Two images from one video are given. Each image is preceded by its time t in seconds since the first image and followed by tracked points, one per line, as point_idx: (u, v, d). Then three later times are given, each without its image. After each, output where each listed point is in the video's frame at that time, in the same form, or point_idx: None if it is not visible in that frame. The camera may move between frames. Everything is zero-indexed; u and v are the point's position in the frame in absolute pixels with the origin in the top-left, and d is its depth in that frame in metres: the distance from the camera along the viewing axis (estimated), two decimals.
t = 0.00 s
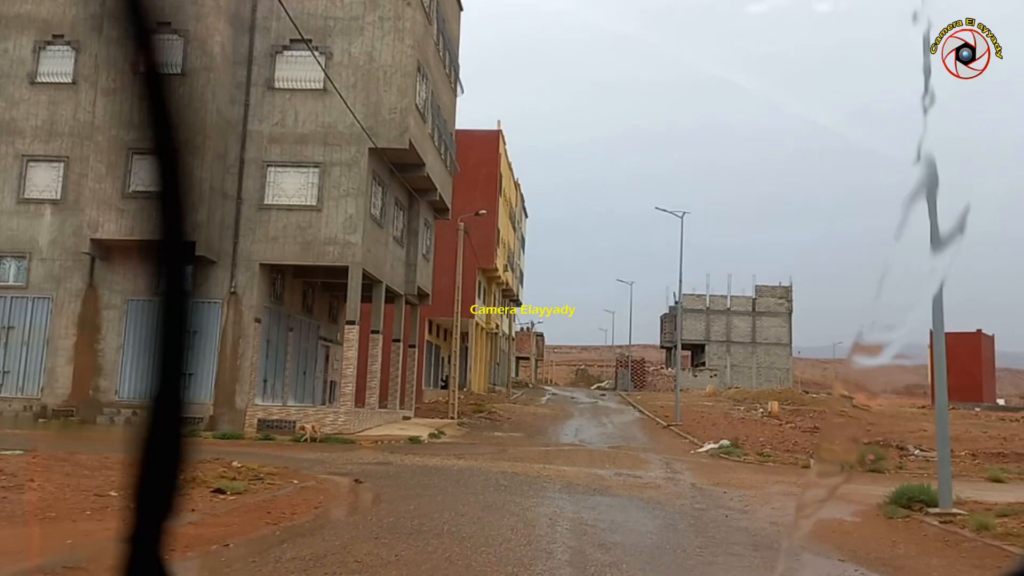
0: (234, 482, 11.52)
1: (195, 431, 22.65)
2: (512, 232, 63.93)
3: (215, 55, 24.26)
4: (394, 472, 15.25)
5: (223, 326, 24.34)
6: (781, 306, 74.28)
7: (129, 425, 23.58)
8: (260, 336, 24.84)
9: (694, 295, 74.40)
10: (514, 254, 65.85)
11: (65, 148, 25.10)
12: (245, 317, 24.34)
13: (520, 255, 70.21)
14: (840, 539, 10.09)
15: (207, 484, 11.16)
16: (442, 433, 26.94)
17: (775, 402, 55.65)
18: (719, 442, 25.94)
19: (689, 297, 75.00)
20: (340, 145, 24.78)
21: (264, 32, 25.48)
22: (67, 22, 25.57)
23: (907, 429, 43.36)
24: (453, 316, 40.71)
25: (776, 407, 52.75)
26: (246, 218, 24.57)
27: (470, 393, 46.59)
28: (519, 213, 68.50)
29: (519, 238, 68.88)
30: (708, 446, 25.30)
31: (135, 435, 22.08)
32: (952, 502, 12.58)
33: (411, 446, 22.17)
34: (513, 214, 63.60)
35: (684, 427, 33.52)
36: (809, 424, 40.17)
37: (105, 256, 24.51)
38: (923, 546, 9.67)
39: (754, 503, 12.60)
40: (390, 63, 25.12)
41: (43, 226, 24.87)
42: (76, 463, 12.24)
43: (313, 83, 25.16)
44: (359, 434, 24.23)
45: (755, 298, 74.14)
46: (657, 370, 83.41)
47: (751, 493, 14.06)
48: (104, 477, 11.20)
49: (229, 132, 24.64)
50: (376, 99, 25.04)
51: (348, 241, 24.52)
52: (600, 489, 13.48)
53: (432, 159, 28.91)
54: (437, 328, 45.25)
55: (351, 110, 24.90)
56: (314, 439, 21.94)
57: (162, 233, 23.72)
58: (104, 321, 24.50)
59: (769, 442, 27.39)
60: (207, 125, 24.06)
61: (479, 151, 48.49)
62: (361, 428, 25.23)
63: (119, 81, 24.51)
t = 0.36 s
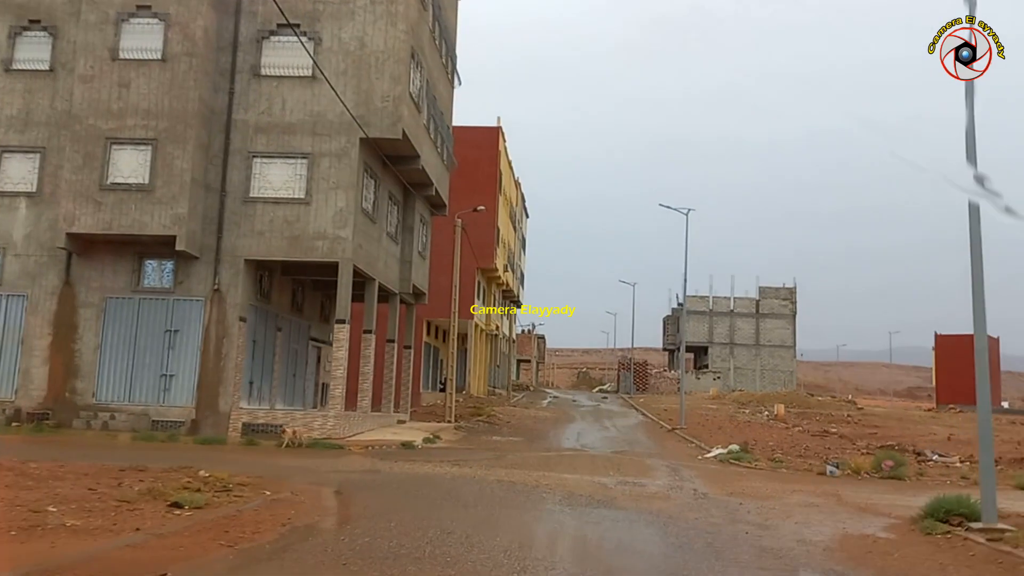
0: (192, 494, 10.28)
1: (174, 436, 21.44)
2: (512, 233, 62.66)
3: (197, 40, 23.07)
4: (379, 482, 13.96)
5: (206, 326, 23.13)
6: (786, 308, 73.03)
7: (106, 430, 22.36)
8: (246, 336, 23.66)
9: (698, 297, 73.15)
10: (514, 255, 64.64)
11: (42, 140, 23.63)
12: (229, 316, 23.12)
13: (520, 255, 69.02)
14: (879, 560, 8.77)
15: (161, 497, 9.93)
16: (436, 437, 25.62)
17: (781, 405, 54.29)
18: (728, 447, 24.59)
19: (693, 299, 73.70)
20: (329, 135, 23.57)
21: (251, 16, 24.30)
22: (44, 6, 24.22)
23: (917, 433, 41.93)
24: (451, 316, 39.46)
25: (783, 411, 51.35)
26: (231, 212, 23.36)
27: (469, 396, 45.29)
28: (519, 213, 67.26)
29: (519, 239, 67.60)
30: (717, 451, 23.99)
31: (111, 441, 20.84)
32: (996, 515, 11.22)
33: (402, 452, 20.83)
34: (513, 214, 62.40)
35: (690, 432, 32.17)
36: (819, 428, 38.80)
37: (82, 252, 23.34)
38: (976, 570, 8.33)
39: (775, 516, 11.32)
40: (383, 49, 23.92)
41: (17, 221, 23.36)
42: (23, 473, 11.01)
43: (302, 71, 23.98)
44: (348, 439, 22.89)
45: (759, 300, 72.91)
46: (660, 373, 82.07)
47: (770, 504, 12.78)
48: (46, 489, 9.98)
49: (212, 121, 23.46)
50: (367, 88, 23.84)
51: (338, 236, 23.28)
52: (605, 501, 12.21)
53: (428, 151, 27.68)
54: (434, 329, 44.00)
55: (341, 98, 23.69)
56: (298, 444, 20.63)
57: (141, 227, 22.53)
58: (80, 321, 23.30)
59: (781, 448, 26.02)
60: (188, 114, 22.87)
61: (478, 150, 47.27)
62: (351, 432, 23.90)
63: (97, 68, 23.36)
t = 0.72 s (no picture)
0: (154, 502, 9.32)
1: (155, 438, 20.50)
2: (512, 231, 61.57)
3: (182, 24, 22.11)
4: (365, 487, 13.00)
5: (190, 323, 22.17)
6: (789, 309, 72.10)
7: (85, 433, 21.46)
8: (232, 334, 22.72)
9: (700, 297, 72.20)
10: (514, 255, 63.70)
11: (22, 130, 22.30)
12: (215, 313, 22.15)
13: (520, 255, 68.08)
14: None
15: (118, 505, 8.97)
16: (431, 439, 24.63)
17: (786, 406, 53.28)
18: (735, 449, 23.60)
19: (695, 299, 72.76)
20: (320, 124, 22.62)
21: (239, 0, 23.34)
22: None
23: (927, 435, 40.91)
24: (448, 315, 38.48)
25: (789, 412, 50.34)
26: (217, 204, 22.39)
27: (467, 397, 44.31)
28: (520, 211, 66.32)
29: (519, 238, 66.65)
30: (724, 454, 23.00)
31: (89, 443, 19.88)
32: None
33: (395, 455, 19.85)
34: (514, 213, 61.46)
35: (695, 434, 31.18)
36: (827, 430, 37.79)
37: (63, 246, 22.40)
38: None
39: (796, 527, 10.32)
40: (376, 35, 22.97)
41: None
42: None
43: (292, 58, 23.05)
44: (340, 441, 21.90)
45: (763, 300, 71.97)
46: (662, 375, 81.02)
47: (787, 512, 11.81)
48: None
49: (198, 110, 22.50)
50: (360, 75, 22.89)
51: (329, 229, 22.31)
52: (609, 510, 11.21)
53: (424, 143, 26.71)
54: (432, 329, 43.03)
55: (332, 86, 22.74)
56: (286, 447, 19.64)
57: (122, 219, 21.58)
58: (59, 318, 22.31)
59: (790, 450, 25.04)
60: (173, 101, 21.92)
61: (478, 146, 46.30)
62: (343, 435, 22.92)
63: (78, 54, 22.45)
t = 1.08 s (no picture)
0: (105, 513, 8.35)
1: (135, 440, 19.54)
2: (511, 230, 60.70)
3: (166, 7, 21.16)
4: (348, 494, 12.02)
5: (174, 319, 21.22)
6: (791, 308, 71.17)
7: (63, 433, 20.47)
8: (218, 330, 21.77)
9: (702, 296, 71.25)
10: (513, 253, 62.74)
11: None
12: (199, 308, 21.19)
13: (520, 253, 67.12)
14: None
15: (63, 517, 8.00)
16: (425, 441, 23.66)
17: (790, 406, 52.29)
18: (741, 452, 22.65)
19: (697, 298, 71.83)
20: (310, 112, 21.68)
21: None
22: None
23: (935, 436, 39.97)
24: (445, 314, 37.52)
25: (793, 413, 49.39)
26: (202, 195, 21.44)
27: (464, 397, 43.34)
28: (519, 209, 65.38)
29: (518, 236, 65.68)
30: (730, 456, 22.04)
31: (65, 445, 18.91)
32: None
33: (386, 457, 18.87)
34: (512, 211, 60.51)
35: (699, 435, 30.22)
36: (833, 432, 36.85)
37: (41, 238, 21.43)
38: None
39: (819, 540, 9.36)
40: (368, 20, 22.04)
41: None
42: None
43: (280, 43, 22.11)
44: (328, 443, 20.91)
45: (765, 299, 71.05)
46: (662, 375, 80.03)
47: (806, 523, 10.82)
48: None
49: (183, 97, 21.56)
50: (352, 61, 21.97)
51: (318, 221, 21.36)
52: (612, 521, 10.24)
53: (419, 134, 25.78)
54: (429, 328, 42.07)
55: (323, 72, 21.82)
56: (271, 450, 18.65)
57: (102, 210, 20.61)
58: (37, 314, 21.35)
59: (798, 453, 24.09)
60: (155, 87, 20.97)
61: (476, 140, 45.29)
62: (332, 436, 21.94)
63: (57, 38, 21.47)
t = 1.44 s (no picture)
0: (35, 528, 7.27)
1: (110, 441, 18.47)
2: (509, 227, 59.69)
3: None
4: (327, 501, 10.97)
5: (152, 314, 20.15)
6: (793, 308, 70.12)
7: (34, 433, 19.32)
8: (199, 326, 20.70)
9: (704, 295, 70.23)
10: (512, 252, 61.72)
11: None
12: (179, 303, 20.10)
13: (519, 252, 66.10)
14: None
15: None
16: (418, 443, 22.57)
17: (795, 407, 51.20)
18: (748, 455, 21.58)
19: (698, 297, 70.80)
20: (296, 97, 20.61)
21: None
22: None
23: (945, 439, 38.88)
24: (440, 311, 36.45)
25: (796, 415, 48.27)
26: (182, 184, 20.37)
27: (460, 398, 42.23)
28: (519, 207, 64.38)
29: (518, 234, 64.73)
30: (737, 460, 20.95)
31: (35, 446, 17.84)
32: None
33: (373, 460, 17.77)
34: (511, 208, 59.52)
35: (702, 437, 29.14)
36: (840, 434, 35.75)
37: (13, 229, 20.38)
38: None
39: (850, 559, 8.30)
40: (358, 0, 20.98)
41: None
42: None
43: (266, 25, 21.04)
44: (313, 445, 19.82)
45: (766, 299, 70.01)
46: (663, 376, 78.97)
47: (832, 536, 9.78)
48: None
49: (162, 81, 20.48)
50: (340, 44, 20.93)
51: (305, 212, 20.30)
52: (616, 535, 9.17)
53: (412, 121, 24.72)
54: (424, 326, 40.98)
55: (309, 55, 20.75)
56: (251, 452, 17.55)
57: (76, 199, 19.52)
58: (8, 309, 20.29)
59: (808, 457, 22.99)
60: (133, 70, 19.89)
61: (473, 134, 44.25)
62: (319, 438, 20.83)
63: (31, 19, 20.41)
